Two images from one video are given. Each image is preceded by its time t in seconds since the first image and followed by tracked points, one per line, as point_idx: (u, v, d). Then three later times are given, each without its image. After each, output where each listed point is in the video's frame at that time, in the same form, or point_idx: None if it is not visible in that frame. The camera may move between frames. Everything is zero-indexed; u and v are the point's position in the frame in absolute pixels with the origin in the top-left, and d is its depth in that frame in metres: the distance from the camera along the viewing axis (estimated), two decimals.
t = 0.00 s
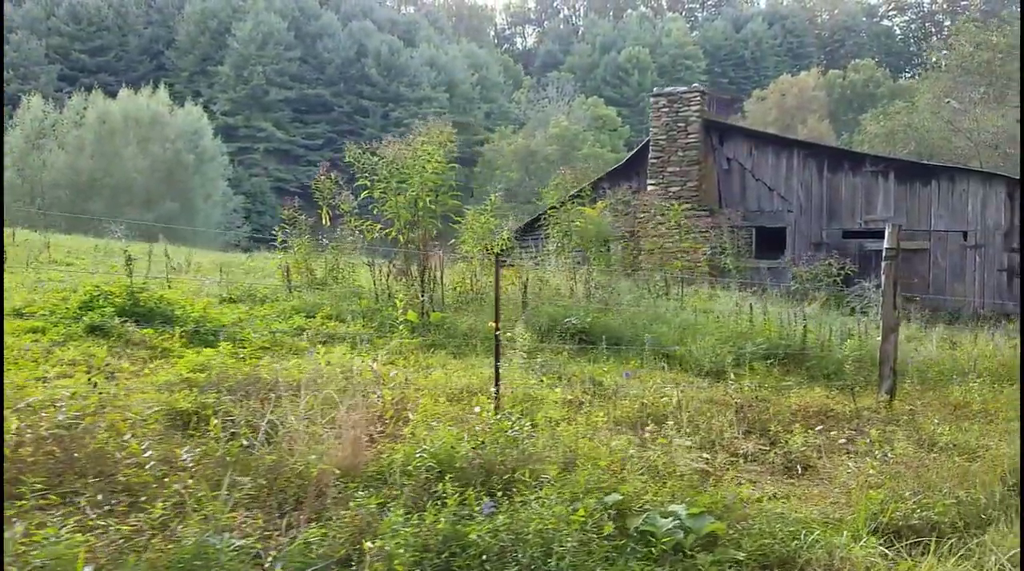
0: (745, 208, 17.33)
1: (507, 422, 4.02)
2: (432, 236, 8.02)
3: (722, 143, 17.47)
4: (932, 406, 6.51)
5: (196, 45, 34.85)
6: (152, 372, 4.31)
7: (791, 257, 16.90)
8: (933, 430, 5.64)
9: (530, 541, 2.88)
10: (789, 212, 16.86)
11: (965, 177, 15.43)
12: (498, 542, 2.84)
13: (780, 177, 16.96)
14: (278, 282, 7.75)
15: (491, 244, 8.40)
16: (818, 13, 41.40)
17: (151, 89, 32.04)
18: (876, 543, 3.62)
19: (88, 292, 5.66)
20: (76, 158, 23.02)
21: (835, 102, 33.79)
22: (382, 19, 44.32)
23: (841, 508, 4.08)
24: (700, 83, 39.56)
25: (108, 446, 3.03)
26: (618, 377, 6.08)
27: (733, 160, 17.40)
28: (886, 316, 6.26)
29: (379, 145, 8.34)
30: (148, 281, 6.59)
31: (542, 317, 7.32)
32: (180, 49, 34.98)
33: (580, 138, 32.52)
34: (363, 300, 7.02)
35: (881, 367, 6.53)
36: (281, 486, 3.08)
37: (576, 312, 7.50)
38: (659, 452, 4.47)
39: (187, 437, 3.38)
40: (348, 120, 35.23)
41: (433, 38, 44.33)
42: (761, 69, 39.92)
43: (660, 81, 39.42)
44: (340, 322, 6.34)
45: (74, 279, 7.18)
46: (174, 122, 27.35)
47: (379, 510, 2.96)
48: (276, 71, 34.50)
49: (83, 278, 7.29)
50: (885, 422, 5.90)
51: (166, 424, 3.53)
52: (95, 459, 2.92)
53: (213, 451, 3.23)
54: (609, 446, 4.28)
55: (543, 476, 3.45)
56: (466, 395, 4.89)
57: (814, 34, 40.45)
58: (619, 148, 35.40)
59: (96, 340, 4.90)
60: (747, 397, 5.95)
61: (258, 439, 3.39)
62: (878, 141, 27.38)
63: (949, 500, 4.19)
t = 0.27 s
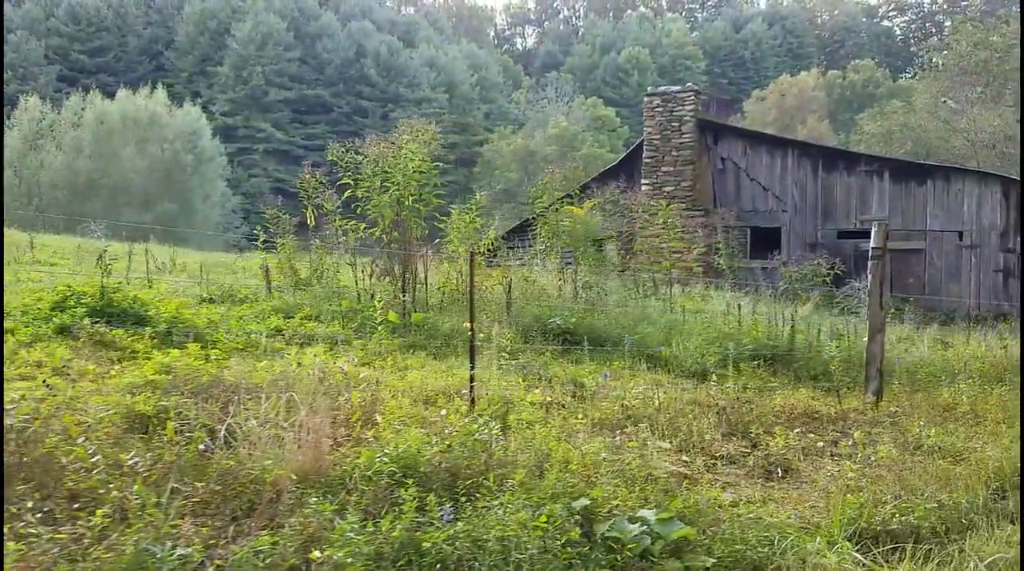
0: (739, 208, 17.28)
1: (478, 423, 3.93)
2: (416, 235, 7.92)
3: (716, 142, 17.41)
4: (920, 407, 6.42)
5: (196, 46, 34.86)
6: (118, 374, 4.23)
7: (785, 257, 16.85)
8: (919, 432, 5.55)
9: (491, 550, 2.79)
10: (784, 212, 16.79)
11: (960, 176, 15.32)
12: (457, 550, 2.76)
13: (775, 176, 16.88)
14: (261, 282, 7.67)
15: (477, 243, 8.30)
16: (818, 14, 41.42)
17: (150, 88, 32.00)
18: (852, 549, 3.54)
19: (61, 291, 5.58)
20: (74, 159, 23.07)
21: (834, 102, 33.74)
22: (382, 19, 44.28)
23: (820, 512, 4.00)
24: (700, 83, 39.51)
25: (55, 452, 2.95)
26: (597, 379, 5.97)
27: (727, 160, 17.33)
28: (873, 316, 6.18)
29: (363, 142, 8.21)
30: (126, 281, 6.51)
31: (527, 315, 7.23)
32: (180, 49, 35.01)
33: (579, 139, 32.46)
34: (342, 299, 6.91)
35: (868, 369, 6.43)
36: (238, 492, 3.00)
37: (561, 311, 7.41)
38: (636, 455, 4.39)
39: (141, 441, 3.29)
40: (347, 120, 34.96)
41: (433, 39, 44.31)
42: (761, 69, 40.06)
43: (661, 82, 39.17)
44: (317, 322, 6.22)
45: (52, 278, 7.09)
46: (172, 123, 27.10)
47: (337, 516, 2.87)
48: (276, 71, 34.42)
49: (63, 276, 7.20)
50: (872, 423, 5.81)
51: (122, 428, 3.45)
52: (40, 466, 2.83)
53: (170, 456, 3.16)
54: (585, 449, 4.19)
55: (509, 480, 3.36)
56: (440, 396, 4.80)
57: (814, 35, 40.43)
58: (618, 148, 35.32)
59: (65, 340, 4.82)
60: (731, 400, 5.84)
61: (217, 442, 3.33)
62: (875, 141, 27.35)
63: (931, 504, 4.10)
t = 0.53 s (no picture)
0: (731, 208, 17.20)
1: (439, 423, 3.83)
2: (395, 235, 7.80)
3: (708, 142, 17.36)
4: (903, 409, 6.31)
5: (194, 47, 34.81)
6: (69, 376, 4.13)
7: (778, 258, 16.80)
8: (900, 435, 5.45)
9: (434, 562, 2.68)
10: (776, 213, 16.71)
11: (953, 176, 15.23)
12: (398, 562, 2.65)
13: (767, 176, 16.80)
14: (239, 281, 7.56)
15: (458, 242, 8.20)
16: (817, 15, 41.40)
17: (147, 90, 31.93)
18: (819, 558, 3.43)
19: (24, 291, 5.46)
20: (70, 161, 22.90)
21: (832, 103, 33.65)
22: (380, 20, 44.21)
23: (791, 518, 3.89)
24: (699, 84, 39.42)
25: None
26: (573, 381, 5.85)
27: (720, 159, 17.26)
28: (854, 317, 6.07)
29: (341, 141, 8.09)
30: (97, 283, 6.40)
31: (507, 315, 7.13)
32: (178, 51, 34.98)
33: (577, 140, 32.42)
34: (317, 299, 6.79)
35: (850, 371, 6.32)
36: (174, 502, 2.90)
37: (541, 312, 7.30)
38: (606, 458, 4.29)
39: (81, 445, 3.20)
40: (345, 121, 34.86)
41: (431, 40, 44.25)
42: (761, 70, 39.81)
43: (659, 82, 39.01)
44: (289, 322, 6.09)
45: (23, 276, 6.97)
46: (168, 124, 26.53)
47: (275, 525, 2.76)
48: (273, 73, 34.37)
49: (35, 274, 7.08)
50: (854, 426, 5.70)
51: (62, 432, 3.34)
52: None
53: (108, 461, 3.05)
54: (551, 452, 4.10)
55: (465, 485, 3.27)
56: (407, 397, 4.69)
57: (813, 36, 40.40)
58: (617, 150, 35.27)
59: (22, 340, 4.70)
60: (708, 403, 5.74)
61: (161, 446, 3.24)
62: (871, 141, 27.35)
63: (906, 511, 4.00)
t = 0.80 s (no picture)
0: (725, 210, 17.16)
1: (405, 427, 3.75)
2: (377, 236, 7.72)
3: (701, 144, 17.30)
4: (889, 412, 6.23)
5: (191, 48, 34.76)
6: (29, 378, 4.04)
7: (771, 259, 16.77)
8: (883, 439, 5.37)
9: None
10: (769, 215, 16.66)
11: (946, 178, 15.17)
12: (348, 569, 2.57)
13: (760, 177, 16.75)
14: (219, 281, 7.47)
15: (442, 243, 8.12)
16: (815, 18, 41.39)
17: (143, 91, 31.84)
18: (791, 565, 3.35)
19: None
20: (66, 162, 22.79)
21: (830, 105, 33.60)
22: (378, 22, 44.17)
23: (765, 524, 3.81)
24: (697, 86, 39.37)
25: None
26: (551, 383, 5.77)
27: (712, 161, 17.20)
28: (837, 319, 6.00)
29: (322, 140, 8.01)
30: (71, 284, 6.30)
31: (490, 316, 7.04)
32: (176, 52, 34.86)
33: (574, 142, 32.41)
34: (295, 300, 6.70)
35: (834, 373, 6.24)
36: (121, 510, 2.81)
37: (523, 313, 7.22)
38: (580, 463, 4.21)
39: (30, 450, 3.13)
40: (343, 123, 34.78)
41: (429, 41, 44.21)
42: (760, 73, 40.27)
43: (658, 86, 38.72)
44: (264, 324, 5.98)
45: None
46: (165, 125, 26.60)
47: (224, 533, 2.67)
48: (270, 75, 34.29)
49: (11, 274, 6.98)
50: (837, 429, 5.63)
51: (12, 436, 3.25)
52: None
53: (54, 467, 2.96)
54: (521, 456, 4.01)
55: (427, 490, 3.19)
56: (378, 399, 4.61)
57: (812, 38, 40.40)
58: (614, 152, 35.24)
59: None
60: (688, 407, 5.65)
61: (112, 451, 3.16)
62: (866, 143, 27.33)
63: (884, 516, 3.92)
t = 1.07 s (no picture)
0: (715, 212, 17.07)
1: (361, 434, 3.65)
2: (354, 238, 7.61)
3: (692, 145, 17.23)
4: (869, 416, 6.13)
5: (188, 51, 34.60)
6: None
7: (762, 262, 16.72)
8: (860, 444, 5.28)
9: None
10: (759, 217, 16.57)
11: (937, 181, 15.09)
12: None
13: (750, 180, 16.67)
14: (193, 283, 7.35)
15: (420, 245, 7.99)
16: (812, 22, 41.35)
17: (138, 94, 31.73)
18: None
19: None
20: (60, 163, 22.21)
21: (826, 108, 33.48)
22: (375, 24, 44.07)
23: (730, 533, 3.71)
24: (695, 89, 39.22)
25: None
26: (523, 387, 5.66)
27: (702, 162, 17.12)
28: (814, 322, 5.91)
29: (302, 141, 7.92)
30: (37, 286, 6.18)
31: (465, 319, 6.94)
32: (171, 55, 34.72)
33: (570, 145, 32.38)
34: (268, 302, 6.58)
35: (813, 377, 6.15)
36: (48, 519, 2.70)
37: (501, 316, 7.08)
38: (547, 470, 4.11)
39: None
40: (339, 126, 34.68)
41: (426, 44, 44.14)
42: (755, 76, 39.78)
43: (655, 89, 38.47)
44: (233, 327, 5.86)
45: None
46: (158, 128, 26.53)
47: (152, 546, 2.56)
48: (265, 78, 34.21)
49: None
50: (815, 434, 5.57)
51: None
52: None
53: None
54: (484, 462, 3.91)
55: (375, 498, 3.09)
56: (340, 404, 4.50)
57: (808, 41, 40.06)
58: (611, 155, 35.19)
59: None
60: (663, 412, 5.55)
61: (48, 460, 3.04)
62: (860, 146, 27.27)
63: (855, 525, 3.82)
